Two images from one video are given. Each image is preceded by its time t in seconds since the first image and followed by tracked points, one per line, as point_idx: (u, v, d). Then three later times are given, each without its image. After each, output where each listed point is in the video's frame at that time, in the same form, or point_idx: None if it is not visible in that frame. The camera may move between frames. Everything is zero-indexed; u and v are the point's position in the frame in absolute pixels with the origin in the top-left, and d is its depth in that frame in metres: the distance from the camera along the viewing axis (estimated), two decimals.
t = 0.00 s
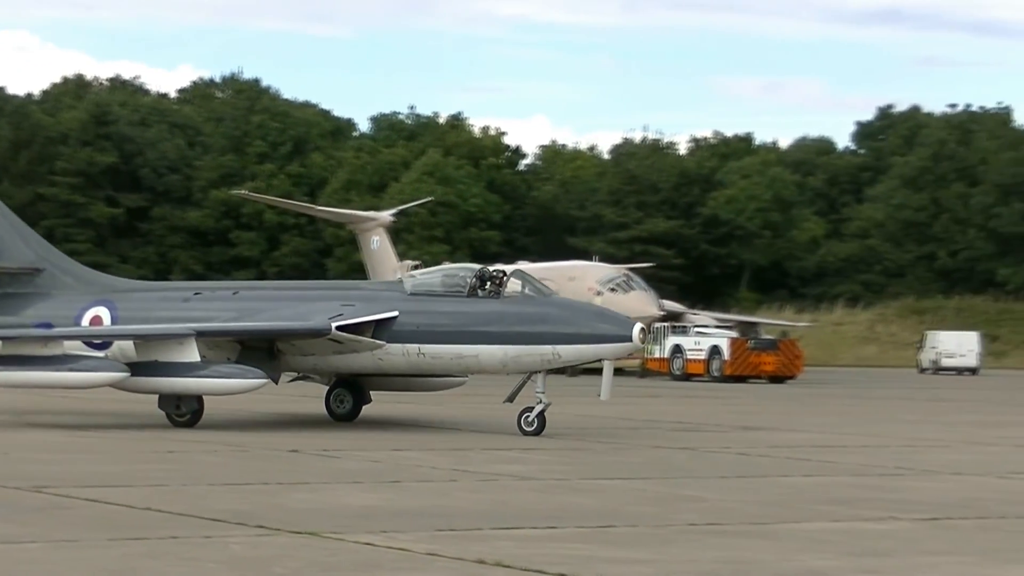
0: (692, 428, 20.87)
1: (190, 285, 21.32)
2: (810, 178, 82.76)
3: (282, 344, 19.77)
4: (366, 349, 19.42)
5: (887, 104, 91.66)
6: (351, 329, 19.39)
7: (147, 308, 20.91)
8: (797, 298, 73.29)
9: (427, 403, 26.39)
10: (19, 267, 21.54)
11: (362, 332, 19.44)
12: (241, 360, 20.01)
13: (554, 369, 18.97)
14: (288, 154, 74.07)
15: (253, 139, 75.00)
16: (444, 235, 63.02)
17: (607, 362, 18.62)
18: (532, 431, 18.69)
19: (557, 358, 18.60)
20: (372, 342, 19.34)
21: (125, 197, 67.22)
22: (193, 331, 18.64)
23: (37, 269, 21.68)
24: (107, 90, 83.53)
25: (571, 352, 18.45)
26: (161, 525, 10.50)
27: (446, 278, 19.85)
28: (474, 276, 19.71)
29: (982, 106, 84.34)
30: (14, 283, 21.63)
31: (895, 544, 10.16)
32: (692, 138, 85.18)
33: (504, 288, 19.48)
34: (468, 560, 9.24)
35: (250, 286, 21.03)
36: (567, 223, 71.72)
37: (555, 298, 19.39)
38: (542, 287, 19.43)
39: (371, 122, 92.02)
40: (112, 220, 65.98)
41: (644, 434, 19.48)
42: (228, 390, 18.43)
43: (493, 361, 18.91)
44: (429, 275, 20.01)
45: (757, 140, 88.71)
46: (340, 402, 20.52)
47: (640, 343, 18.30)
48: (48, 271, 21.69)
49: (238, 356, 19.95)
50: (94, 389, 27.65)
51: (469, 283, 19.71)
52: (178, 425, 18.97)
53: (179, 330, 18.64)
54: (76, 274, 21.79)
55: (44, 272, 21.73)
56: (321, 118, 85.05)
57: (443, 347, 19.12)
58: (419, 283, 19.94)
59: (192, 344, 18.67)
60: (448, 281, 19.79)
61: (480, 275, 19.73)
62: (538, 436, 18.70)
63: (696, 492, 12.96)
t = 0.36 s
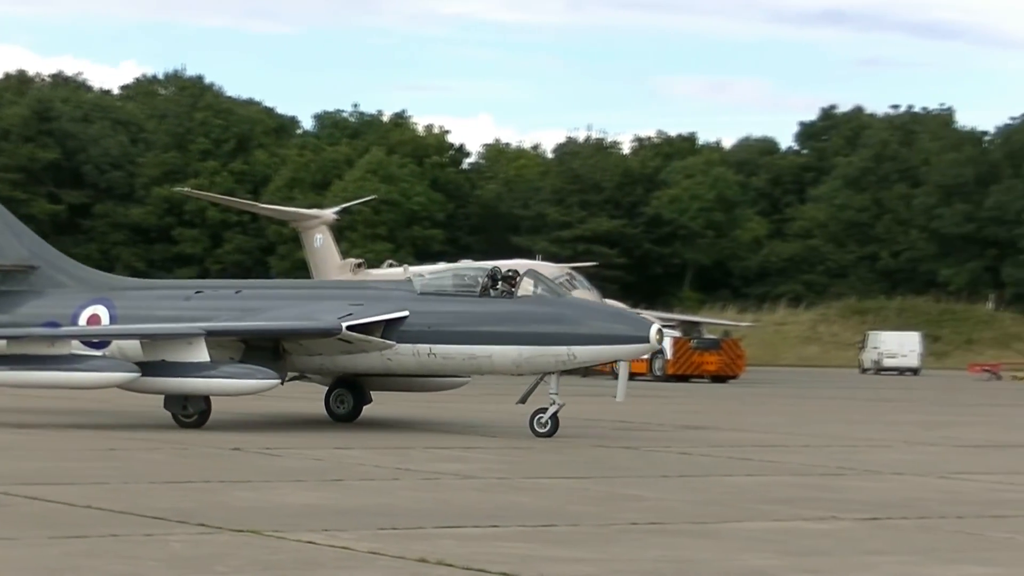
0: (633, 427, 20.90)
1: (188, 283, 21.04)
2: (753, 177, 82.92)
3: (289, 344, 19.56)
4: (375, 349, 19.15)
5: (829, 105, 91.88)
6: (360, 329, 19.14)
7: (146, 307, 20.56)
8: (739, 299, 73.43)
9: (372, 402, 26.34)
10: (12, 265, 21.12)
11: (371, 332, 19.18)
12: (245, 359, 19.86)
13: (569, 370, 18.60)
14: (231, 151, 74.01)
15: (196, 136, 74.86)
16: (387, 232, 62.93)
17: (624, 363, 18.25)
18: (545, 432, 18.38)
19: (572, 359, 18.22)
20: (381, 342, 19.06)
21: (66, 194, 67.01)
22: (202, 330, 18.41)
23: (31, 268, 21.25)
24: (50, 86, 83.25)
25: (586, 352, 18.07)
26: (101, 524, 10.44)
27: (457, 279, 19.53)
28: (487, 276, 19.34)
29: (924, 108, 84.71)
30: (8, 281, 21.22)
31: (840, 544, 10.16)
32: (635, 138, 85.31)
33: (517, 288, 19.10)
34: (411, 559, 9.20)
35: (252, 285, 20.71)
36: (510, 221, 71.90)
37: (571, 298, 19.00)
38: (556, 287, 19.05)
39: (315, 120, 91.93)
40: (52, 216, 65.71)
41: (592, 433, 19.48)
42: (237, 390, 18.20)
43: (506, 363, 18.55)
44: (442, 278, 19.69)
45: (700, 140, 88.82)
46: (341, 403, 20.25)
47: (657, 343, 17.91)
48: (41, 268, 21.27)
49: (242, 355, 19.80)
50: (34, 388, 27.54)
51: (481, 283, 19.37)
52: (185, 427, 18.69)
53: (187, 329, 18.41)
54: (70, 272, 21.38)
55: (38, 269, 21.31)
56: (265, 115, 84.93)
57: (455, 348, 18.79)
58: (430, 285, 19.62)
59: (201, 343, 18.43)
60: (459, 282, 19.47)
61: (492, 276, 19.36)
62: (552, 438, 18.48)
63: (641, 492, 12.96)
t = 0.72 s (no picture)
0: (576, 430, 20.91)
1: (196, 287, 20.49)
2: (699, 181, 83.01)
3: (301, 348, 19.11)
4: (390, 354, 18.72)
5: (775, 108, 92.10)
6: (376, 333, 18.71)
7: (149, 310, 20.04)
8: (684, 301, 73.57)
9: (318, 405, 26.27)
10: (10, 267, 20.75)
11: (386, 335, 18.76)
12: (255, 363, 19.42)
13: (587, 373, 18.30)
14: (177, 153, 73.83)
15: (142, 137, 74.63)
16: (333, 234, 62.81)
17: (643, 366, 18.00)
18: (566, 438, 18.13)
19: (592, 363, 17.93)
20: (397, 346, 18.63)
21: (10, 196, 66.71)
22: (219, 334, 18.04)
23: (30, 270, 20.87)
24: None
25: (606, 356, 17.81)
26: (45, 528, 10.38)
27: (473, 281, 19.15)
28: (503, 279, 18.99)
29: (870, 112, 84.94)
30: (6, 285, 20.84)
31: (787, 547, 10.18)
32: (582, 141, 85.36)
33: (535, 292, 18.74)
34: (357, 561, 9.18)
35: (262, 288, 20.17)
36: (457, 224, 71.96)
37: (590, 301, 18.68)
38: (575, 289, 18.72)
39: (262, 121, 91.76)
40: None
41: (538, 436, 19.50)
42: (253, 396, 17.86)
43: (525, 366, 18.21)
44: (456, 280, 19.28)
45: (647, 143, 88.86)
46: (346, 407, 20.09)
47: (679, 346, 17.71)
48: (40, 271, 20.87)
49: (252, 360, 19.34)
50: None
51: (498, 286, 18.98)
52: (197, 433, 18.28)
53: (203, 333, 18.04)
54: (70, 275, 20.98)
55: (37, 272, 20.91)
56: (211, 117, 84.72)
57: (472, 352, 18.43)
58: (444, 287, 19.21)
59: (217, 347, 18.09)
60: (475, 285, 19.09)
61: (508, 278, 19.00)
62: (572, 443, 18.29)
63: (586, 494, 12.97)
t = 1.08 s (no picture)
0: (524, 439, 20.92)
1: (206, 296, 20.25)
2: (649, 191, 83.18)
3: (320, 360, 18.80)
4: (412, 366, 18.42)
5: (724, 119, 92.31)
6: (398, 345, 18.39)
7: (163, 318, 19.77)
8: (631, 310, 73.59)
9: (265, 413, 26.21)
10: (18, 275, 20.41)
11: (408, 348, 18.43)
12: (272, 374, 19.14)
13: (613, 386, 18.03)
14: (125, 162, 73.74)
15: (90, 145, 74.51)
16: (281, 243, 62.74)
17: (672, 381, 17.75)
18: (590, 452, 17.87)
19: (620, 377, 17.65)
20: (419, 359, 18.32)
21: None
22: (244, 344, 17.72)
23: (37, 278, 20.53)
24: None
25: (635, 370, 17.55)
26: None
27: (497, 292, 18.89)
28: (529, 291, 18.76)
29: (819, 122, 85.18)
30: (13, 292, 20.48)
31: (733, 558, 10.21)
32: (531, 150, 85.42)
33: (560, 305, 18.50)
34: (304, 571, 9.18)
35: (276, 298, 19.97)
36: (406, 232, 71.93)
37: (615, 313, 18.44)
38: (600, 301, 18.48)
39: (210, 129, 91.62)
40: None
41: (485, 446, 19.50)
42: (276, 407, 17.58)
43: (551, 379, 17.94)
44: (480, 292, 19.02)
45: (596, 153, 89.00)
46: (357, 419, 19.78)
47: (709, 361, 17.48)
48: (48, 279, 20.54)
49: (269, 371, 19.11)
50: None
51: (523, 298, 18.75)
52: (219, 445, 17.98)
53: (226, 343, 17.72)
54: (77, 284, 20.67)
55: (44, 280, 20.58)
56: (160, 125, 84.57)
57: (497, 364, 18.15)
58: (467, 299, 18.96)
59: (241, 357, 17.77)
60: (499, 295, 18.85)
61: (532, 291, 18.79)
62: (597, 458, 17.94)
63: (531, 504, 13.00)
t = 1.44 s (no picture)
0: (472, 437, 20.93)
1: (224, 297, 20.03)
2: (600, 190, 83.22)
3: (344, 360, 18.59)
4: (440, 367, 18.30)
5: (676, 119, 92.44)
6: (426, 345, 18.24)
7: (180, 317, 19.56)
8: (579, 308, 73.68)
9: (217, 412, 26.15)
10: (28, 273, 20.20)
11: (435, 349, 18.30)
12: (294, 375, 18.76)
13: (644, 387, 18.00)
14: (74, 160, 73.58)
15: (40, 142, 74.31)
16: (232, 241, 62.63)
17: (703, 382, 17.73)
18: (620, 454, 17.87)
19: (652, 378, 17.61)
20: (448, 360, 18.20)
21: None
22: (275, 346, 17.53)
23: (46, 276, 20.32)
24: None
25: (669, 371, 17.51)
26: None
27: (524, 291, 18.76)
28: (557, 292, 18.65)
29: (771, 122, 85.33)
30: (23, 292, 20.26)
31: (681, 555, 10.23)
32: (483, 149, 85.44)
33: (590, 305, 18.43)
34: (252, 569, 9.19)
35: (296, 298, 19.76)
36: (357, 231, 71.88)
37: (645, 313, 18.39)
38: (630, 302, 18.42)
39: (161, 128, 91.45)
40: None
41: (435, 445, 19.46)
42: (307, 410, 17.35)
43: (582, 380, 17.90)
44: (506, 292, 18.90)
45: (547, 153, 88.96)
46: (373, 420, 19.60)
47: (742, 360, 17.49)
48: (57, 277, 20.34)
49: (291, 373, 18.72)
50: None
51: (552, 299, 18.63)
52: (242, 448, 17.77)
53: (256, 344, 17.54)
54: (89, 282, 20.45)
55: (55, 278, 20.36)
56: (111, 122, 84.38)
57: (527, 365, 18.10)
58: (494, 299, 18.84)
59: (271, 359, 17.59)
60: (527, 296, 18.73)
61: (562, 291, 18.67)
62: (625, 458, 17.95)
63: (481, 502, 13.01)
